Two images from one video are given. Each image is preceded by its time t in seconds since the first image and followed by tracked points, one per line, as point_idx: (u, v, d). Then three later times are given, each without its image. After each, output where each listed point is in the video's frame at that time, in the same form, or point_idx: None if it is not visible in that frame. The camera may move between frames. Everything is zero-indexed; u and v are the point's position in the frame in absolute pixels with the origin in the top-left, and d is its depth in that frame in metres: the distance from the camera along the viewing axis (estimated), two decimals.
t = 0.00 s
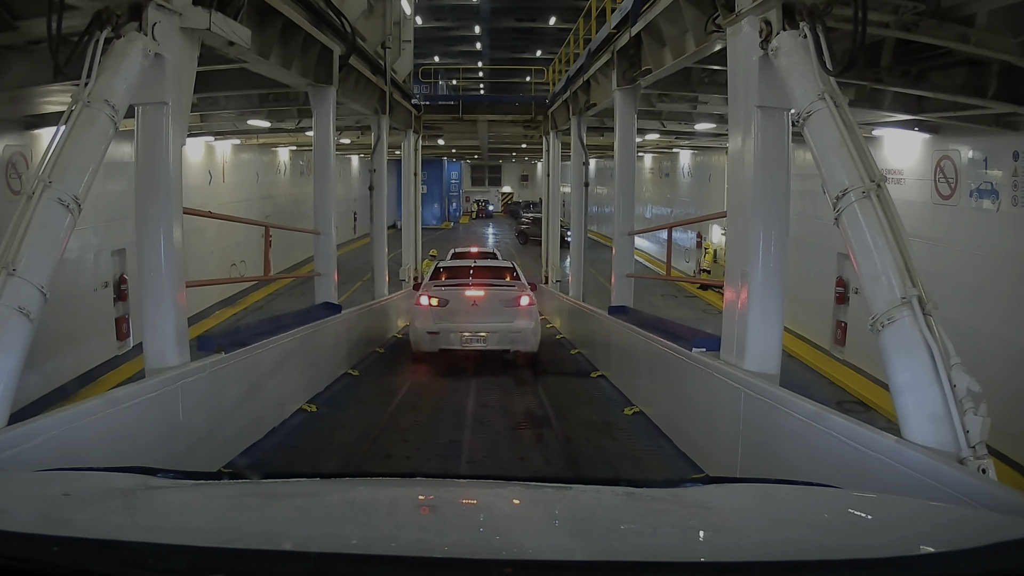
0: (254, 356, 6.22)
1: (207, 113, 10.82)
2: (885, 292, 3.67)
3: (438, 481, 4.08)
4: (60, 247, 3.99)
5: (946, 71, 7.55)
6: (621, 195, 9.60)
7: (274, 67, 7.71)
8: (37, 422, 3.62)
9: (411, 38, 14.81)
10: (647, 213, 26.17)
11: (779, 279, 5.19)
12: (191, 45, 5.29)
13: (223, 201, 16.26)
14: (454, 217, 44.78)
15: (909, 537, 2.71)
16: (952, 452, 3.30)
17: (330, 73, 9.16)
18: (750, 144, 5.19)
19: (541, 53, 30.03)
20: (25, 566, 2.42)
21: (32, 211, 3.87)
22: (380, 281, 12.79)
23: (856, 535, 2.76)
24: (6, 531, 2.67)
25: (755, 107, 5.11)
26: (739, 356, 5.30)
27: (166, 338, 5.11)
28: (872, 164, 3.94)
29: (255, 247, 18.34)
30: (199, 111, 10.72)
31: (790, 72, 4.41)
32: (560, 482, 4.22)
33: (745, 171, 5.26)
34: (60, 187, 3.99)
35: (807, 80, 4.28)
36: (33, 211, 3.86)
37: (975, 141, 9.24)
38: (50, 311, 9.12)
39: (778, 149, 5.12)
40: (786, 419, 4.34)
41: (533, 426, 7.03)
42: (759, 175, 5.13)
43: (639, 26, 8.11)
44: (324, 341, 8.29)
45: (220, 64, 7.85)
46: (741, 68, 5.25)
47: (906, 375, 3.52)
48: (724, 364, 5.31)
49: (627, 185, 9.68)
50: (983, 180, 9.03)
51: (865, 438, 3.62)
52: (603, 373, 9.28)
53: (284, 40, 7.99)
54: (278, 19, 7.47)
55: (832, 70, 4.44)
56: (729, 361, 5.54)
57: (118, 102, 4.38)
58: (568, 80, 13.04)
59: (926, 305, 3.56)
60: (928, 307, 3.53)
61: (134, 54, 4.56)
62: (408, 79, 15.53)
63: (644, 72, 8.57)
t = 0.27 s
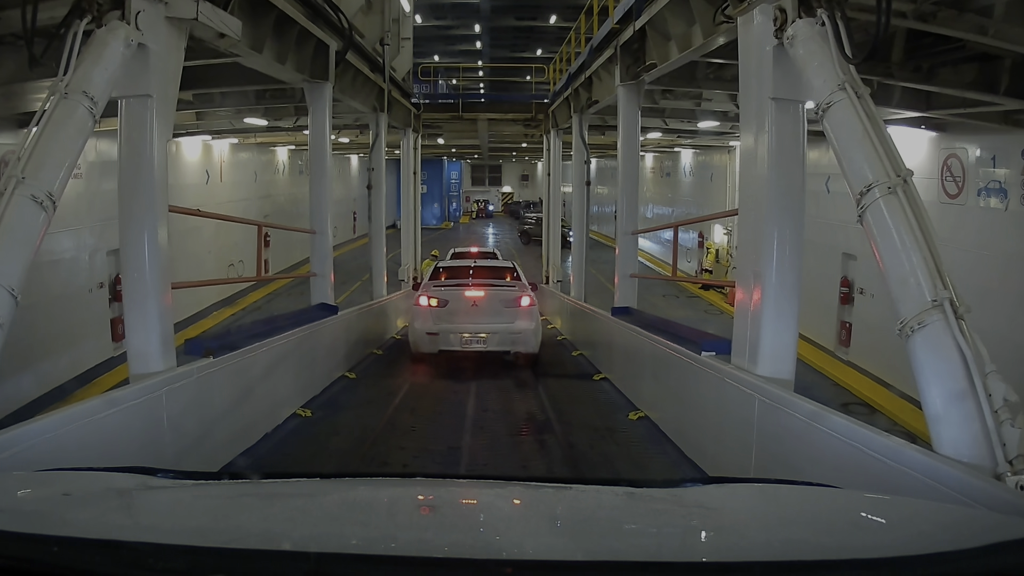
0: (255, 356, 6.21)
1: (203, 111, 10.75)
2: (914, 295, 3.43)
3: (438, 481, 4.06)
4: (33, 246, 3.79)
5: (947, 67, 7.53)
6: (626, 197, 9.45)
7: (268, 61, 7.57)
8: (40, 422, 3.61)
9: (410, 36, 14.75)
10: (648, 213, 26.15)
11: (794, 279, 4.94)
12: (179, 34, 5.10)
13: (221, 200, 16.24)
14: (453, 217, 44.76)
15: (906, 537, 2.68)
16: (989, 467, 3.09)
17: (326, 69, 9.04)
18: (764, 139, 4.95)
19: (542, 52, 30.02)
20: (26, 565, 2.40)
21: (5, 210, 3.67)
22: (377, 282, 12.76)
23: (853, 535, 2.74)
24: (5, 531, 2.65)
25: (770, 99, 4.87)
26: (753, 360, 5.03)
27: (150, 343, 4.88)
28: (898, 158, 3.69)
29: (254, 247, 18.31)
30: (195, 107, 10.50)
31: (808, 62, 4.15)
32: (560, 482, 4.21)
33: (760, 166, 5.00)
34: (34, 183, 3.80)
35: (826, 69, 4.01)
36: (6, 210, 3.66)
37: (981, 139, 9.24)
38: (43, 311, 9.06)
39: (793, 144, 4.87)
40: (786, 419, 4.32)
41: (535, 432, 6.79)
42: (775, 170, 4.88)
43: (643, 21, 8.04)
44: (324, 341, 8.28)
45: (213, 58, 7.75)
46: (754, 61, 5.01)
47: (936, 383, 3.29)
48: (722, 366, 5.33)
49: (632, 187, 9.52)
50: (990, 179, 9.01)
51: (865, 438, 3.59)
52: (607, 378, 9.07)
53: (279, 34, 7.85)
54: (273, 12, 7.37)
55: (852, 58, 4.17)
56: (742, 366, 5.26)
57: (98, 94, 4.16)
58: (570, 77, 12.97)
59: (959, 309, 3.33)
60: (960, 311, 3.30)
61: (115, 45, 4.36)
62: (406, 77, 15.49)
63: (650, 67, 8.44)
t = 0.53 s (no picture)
0: (256, 357, 6.19)
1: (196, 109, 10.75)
2: (951, 299, 3.20)
3: (438, 482, 4.04)
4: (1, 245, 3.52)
5: (949, 64, 7.50)
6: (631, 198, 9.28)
7: (260, 54, 7.48)
8: (40, 423, 3.59)
9: (409, 32, 14.68)
10: (649, 212, 26.13)
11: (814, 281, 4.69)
12: (159, 23, 4.99)
13: (218, 199, 16.21)
14: (453, 217, 44.73)
15: (906, 537, 2.66)
16: None
17: (322, 64, 8.95)
18: (781, 133, 4.69)
19: (542, 51, 30.00)
20: (26, 566, 2.37)
21: None
22: (375, 281, 12.72)
23: (852, 535, 2.72)
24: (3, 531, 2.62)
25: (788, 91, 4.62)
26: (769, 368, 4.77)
27: (129, 347, 4.70)
28: (932, 152, 3.47)
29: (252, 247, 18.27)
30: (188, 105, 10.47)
31: (829, 50, 3.92)
32: (560, 483, 4.18)
33: (776, 162, 4.75)
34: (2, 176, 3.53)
35: (850, 57, 3.79)
36: None
37: (991, 137, 9.23)
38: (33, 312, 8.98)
39: (813, 136, 4.61)
40: (787, 419, 4.30)
41: (537, 439, 6.53)
42: (793, 166, 4.63)
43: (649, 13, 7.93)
44: (324, 340, 8.25)
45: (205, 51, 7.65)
46: (769, 52, 4.78)
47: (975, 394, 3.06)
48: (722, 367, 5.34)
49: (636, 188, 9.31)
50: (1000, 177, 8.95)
51: (865, 438, 3.57)
52: (610, 380, 8.84)
53: (270, 27, 7.77)
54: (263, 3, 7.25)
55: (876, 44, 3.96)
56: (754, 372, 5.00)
57: (72, 83, 3.95)
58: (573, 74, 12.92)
59: (1001, 313, 3.09)
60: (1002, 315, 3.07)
61: (92, 31, 4.15)
62: (404, 74, 15.43)
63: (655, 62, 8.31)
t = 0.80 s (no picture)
0: (255, 358, 6.17)
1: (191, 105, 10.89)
2: (997, 305, 2.80)
3: (439, 481, 4.01)
4: None
5: (950, 60, 7.47)
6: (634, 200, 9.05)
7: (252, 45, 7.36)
8: (39, 423, 3.56)
9: (409, 28, 14.60)
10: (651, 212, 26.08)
11: (836, 282, 4.36)
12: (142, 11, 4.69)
13: (215, 199, 16.19)
14: (453, 216, 44.71)
15: (904, 537, 2.63)
16: None
17: (316, 58, 8.78)
18: (801, 125, 4.35)
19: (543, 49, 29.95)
20: (25, 566, 2.35)
21: None
22: (373, 281, 12.67)
23: (850, 534, 2.71)
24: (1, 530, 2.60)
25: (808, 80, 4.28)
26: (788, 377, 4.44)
27: (106, 354, 4.39)
28: (972, 140, 3.09)
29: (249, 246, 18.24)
30: (182, 101, 10.62)
31: (853, 30, 3.55)
32: (560, 483, 4.16)
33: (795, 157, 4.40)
34: None
35: (878, 37, 3.41)
36: None
37: (1004, 134, 9.13)
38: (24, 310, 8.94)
39: (836, 127, 4.26)
40: (786, 418, 4.28)
41: (539, 448, 6.24)
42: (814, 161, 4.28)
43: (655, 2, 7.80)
44: (323, 340, 8.23)
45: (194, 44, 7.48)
46: (787, 40, 4.46)
47: None
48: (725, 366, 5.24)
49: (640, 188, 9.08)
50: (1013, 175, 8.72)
51: (866, 437, 3.54)
52: (614, 384, 8.69)
53: (264, 17, 7.60)
54: None
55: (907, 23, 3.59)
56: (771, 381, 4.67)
57: (40, 71, 3.70)
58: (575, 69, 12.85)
59: None
60: None
61: (64, 16, 3.89)
62: (403, 71, 15.38)
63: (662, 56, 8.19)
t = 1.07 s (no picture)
0: (254, 358, 6.14)
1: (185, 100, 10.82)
2: None
3: (438, 482, 3.98)
4: None
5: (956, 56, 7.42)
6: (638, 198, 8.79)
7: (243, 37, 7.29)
8: (39, 422, 3.51)
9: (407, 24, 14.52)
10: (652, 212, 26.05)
11: (863, 283, 4.09)
12: None
13: (213, 198, 16.15)
14: (453, 216, 44.70)
15: (903, 537, 2.60)
16: None
17: (311, 52, 8.54)
18: (825, 117, 4.08)
19: (544, 47, 29.87)
20: (22, 566, 2.33)
21: None
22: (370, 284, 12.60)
23: (848, 533, 2.69)
24: None
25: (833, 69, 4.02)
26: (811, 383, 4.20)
27: (80, 361, 4.06)
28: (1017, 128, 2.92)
29: (246, 246, 18.22)
30: (176, 98, 10.52)
31: (883, 15, 3.39)
32: (561, 483, 4.14)
33: (819, 151, 4.14)
34: None
35: (910, 22, 3.26)
36: None
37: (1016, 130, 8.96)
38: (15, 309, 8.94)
39: (862, 117, 4.01)
40: (786, 418, 4.26)
41: (542, 457, 5.97)
42: (840, 155, 4.02)
43: None
44: (322, 340, 8.20)
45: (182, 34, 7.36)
46: (808, 26, 4.22)
47: None
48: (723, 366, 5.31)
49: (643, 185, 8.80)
50: None
51: (866, 437, 3.52)
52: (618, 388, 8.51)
53: (255, 6, 7.50)
54: None
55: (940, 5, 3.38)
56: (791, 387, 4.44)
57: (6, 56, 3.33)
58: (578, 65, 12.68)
59: None
60: None
61: None
62: (402, 68, 15.29)
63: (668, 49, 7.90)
